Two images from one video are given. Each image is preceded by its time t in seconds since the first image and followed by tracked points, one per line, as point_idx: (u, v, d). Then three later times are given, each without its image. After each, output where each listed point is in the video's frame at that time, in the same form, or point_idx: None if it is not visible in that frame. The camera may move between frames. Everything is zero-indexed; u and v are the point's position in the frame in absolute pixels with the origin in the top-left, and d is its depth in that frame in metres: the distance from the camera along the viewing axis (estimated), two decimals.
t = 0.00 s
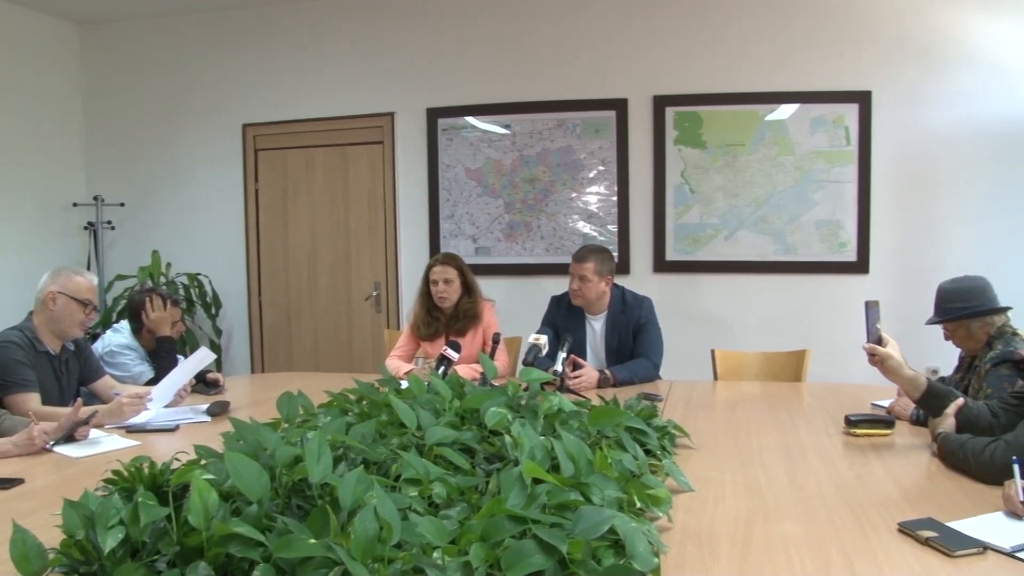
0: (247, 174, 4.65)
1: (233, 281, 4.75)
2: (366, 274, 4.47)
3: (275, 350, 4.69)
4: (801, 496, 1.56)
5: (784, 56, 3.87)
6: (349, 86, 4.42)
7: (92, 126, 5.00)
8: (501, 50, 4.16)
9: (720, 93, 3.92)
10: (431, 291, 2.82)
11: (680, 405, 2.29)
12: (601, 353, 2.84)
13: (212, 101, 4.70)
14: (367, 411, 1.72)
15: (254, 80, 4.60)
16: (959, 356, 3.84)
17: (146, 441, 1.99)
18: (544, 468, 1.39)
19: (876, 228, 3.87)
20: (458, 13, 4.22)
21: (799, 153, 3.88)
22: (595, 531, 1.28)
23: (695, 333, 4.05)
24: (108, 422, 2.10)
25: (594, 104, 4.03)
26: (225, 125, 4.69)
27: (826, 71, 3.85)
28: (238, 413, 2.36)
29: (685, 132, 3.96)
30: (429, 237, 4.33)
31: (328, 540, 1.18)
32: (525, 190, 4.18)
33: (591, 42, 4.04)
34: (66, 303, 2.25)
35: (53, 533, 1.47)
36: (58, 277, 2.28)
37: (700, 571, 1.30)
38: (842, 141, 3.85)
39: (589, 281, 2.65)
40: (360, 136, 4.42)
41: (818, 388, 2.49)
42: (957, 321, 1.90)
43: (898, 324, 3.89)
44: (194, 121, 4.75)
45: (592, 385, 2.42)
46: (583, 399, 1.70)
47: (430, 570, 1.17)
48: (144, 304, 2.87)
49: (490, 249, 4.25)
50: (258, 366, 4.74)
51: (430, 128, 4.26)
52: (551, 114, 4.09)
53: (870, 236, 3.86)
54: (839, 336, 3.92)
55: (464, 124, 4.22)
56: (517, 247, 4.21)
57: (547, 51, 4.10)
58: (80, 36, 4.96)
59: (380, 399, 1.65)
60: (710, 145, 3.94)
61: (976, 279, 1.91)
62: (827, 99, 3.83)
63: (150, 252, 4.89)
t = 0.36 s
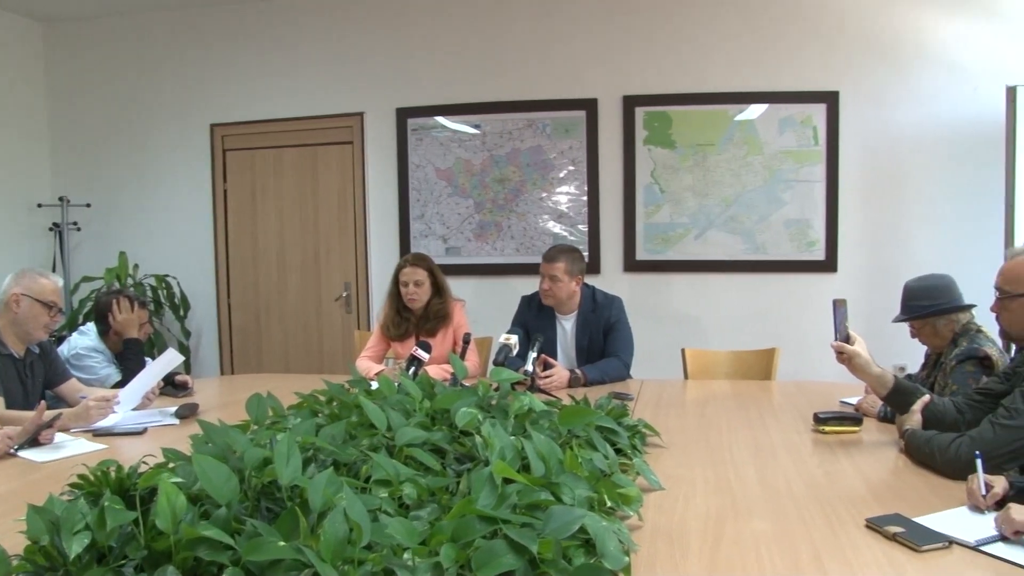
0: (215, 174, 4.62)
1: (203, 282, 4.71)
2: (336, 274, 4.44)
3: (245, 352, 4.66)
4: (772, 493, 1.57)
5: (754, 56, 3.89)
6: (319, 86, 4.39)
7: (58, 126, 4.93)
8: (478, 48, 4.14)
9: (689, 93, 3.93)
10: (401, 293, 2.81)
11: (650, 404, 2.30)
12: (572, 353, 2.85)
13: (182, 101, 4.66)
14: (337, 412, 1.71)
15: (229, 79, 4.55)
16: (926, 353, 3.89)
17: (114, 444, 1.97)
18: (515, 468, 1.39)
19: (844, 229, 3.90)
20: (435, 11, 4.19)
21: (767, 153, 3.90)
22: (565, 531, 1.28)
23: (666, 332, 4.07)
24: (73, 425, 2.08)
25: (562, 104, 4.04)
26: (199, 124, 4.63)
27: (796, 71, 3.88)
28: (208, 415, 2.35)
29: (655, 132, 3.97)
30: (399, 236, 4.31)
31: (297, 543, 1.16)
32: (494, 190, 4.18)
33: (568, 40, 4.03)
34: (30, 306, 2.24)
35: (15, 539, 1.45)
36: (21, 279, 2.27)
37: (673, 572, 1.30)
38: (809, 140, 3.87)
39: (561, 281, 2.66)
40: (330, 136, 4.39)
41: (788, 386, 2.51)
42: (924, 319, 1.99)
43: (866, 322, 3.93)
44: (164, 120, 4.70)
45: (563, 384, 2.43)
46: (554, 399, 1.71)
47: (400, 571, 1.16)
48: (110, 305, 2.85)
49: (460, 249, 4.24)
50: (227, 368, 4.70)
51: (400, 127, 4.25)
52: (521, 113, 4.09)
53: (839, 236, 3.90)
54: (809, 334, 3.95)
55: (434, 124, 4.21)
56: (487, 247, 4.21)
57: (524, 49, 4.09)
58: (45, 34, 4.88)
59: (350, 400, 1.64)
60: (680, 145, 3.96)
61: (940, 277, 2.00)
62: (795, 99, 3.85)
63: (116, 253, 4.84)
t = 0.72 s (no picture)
0: (184, 174, 4.58)
1: (172, 284, 4.67)
2: (308, 275, 4.42)
3: (215, 353, 4.62)
4: (744, 490, 1.58)
5: (725, 57, 3.91)
6: (292, 86, 4.36)
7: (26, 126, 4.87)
8: (453, 48, 4.13)
9: (660, 93, 3.94)
10: (373, 296, 2.80)
11: (622, 403, 2.30)
12: (544, 352, 2.85)
13: (154, 100, 4.61)
14: (308, 413, 1.70)
15: (205, 78, 4.50)
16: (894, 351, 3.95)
17: (80, 448, 1.96)
18: (486, 469, 1.38)
19: (813, 229, 3.93)
20: (414, 10, 4.17)
21: (738, 152, 3.92)
22: (537, 531, 1.28)
23: (637, 332, 4.08)
24: (41, 429, 2.06)
25: (533, 104, 4.03)
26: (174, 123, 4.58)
27: (767, 71, 3.90)
28: (178, 418, 2.33)
29: (626, 132, 3.97)
30: (370, 235, 4.30)
31: (268, 545, 1.15)
32: (466, 190, 4.16)
33: (547, 40, 4.03)
34: None
35: None
36: None
37: (645, 571, 1.30)
38: (780, 140, 3.89)
39: (533, 281, 2.66)
40: (302, 136, 4.37)
41: (760, 385, 2.53)
42: (893, 316, 2.01)
43: (836, 321, 3.96)
44: (136, 120, 4.65)
45: (535, 384, 2.43)
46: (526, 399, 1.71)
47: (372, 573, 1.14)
48: (77, 307, 2.82)
49: (432, 249, 4.22)
50: (197, 371, 4.66)
51: (371, 127, 4.23)
52: (492, 114, 4.08)
53: (808, 236, 3.93)
54: (779, 332, 3.98)
55: (406, 124, 4.20)
56: (458, 247, 4.20)
57: (503, 49, 4.08)
58: (13, 32, 4.82)
59: (321, 401, 1.64)
60: (651, 145, 3.96)
61: (909, 275, 2.02)
62: (764, 100, 3.87)
63: (84, 254, 4.79)
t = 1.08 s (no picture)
0: (154, 173, 4.54)
1: (142, 285, 4.62)
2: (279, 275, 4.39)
3: (187, 355, 4.59)
4: (716, 488, 1.59)
5: (698, 56, 3.93)
6: (265, 85, 4.33)
7: None
8: (427, 48, 4.12)
9: (632, 93, 3.95)
10: (345, 298, 2.80)
11: (596, 402, 2.31)
12: (517, 352, 2.86)
13: (126, 100, 4.57)
14: (280, 415, 1.69)
15: (183, 77, 4.46)
16: (863, 349, 3.98)
17: (48, 452, 1.95)
18: (458, 469, 1.38)
19: (784, 227, 3.95)
20: (393, 9, 4.14)
21: (709, 152, 3.93)
22: (509, 531, 1.28)
23: (610, 331, 4.08)
24: (8, 434, 2.07)
25: (504, 103, 4.03)
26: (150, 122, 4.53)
27: (740, 71, 3.92)
28: (149, 421, 2.32)
29: (598, 131, 3.97)
30: (342, 236, 4.27)
31: (239, 549, 1.14)
32: (438, 190, 4.15)
33: (527, 39, 4.02)
34: None
35: None
36: None
37: (618, 571, 1.30)
38: (751, 139, 3.91)
39: (506, 281, 2.65)
40: (273, 137, 4.34)
41: (733, 383, 2.54)
42: (862, 314, 2.04)
43: (806, 319, 3.99)
44: (108, 120, 4.60)
45: (507, 384, 2.44)
46: (499, 399, 1.71)
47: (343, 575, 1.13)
48: (44, 311, 2.78)
49: (404, 250, 4.20)
50: (168, 372, 4.63)
51: (343, 128, 4.21)
52: (463, 113, 4.08)
53: (779, 235, 3.95)
54: (751, 330, 4.01)
55: (378, 124, 4.18)
56: (431, 248, 4.18)
57: (484, 48, 4.07)
58: None
59: (292, 403, 1.63)
60: (623, 145, 3.96)
61: (878, 274, 2.04)
62: (735, 100, 3.89)
63: (52, 255, 4.74)
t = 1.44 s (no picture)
0: (123, 174, 4.49)
1: (111, 288, 4.57)
2: (251, 276, 4.36)
3: (157, 358, 4.55)
4: (687, 486, 1.60)
5: (670, 57, 3.94)
6: (237, 86, 4.30)
7: None
8: (399, 48, 4.10)
9: (603, 93, 3.96)
10: (316, 299, 2.79)
11: (567, 402, 2.31)
12: (489, 352, 2.86)
13: (97, 100, 4.51)
14: (251, 417, 1.68)
15: (159, 75, 4.40)
16: (833, 348, 4.02)
17: (12, 457, 1.93)
18: (430, 470, 1.38)
19: (755, 226, 3.97)
20: (373, 8, 4.12)
21: (680, 152, 3.95)
22: (480, 531, 1.27)
23: (583, 331, 4.09)
24: None
25: (475, 103, 4.03)
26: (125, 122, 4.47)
27: (713, 72, 3.93)
28: (117, 424, 2.31)
29: (569, 131, 3.97)
30: (313, 235, 4.25)
31: (209, 552, 1.12)
32: (409, 190, 4.14)
33: (507, 38, 4.01)
34: None
35: None
36: None
37: (590, 571, 1.30)
38: (722, 139, 3.93)
39: (480, 281, 2.65)
40: (244, 137, 4.32)
41: (704, 381, 2.56)
42: (834, 311, 2.04)
43: (777, 318, 4.02)
44: (78, 120, 4.54)
45: (479, 384, 2.44)
46: (471, 399, 1.71)
47: None
48: (12, 313, 2.77)
49: (376, 250, 4.18)
50: (137, 375, 4.58)
51: (314, 127, 4.19)
52: (435, 113, 4.07)
53: (750, 234, 3.97)
54: (723, 328, 4.03)
55: (349, 124, 4.16)
56: (402, 248, 4.16)
57: (464, 47, 4.05)
58: None
59: (263, 405, 1.62)
60: (594, 144, 3.97)
61: (849, 273, 2.05)
62: (706, 99, 3.91)
63: (19, 258, 4.67)
